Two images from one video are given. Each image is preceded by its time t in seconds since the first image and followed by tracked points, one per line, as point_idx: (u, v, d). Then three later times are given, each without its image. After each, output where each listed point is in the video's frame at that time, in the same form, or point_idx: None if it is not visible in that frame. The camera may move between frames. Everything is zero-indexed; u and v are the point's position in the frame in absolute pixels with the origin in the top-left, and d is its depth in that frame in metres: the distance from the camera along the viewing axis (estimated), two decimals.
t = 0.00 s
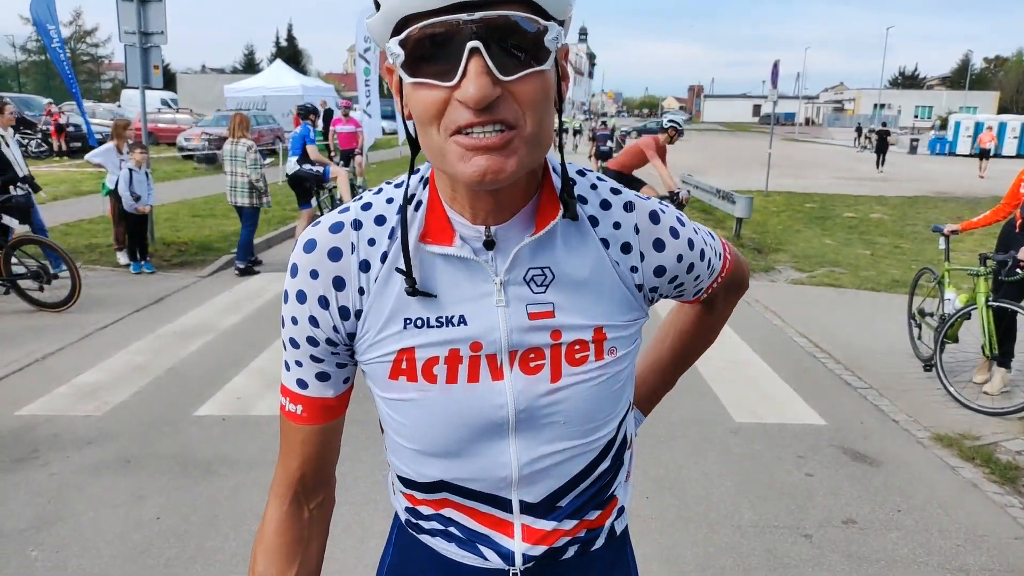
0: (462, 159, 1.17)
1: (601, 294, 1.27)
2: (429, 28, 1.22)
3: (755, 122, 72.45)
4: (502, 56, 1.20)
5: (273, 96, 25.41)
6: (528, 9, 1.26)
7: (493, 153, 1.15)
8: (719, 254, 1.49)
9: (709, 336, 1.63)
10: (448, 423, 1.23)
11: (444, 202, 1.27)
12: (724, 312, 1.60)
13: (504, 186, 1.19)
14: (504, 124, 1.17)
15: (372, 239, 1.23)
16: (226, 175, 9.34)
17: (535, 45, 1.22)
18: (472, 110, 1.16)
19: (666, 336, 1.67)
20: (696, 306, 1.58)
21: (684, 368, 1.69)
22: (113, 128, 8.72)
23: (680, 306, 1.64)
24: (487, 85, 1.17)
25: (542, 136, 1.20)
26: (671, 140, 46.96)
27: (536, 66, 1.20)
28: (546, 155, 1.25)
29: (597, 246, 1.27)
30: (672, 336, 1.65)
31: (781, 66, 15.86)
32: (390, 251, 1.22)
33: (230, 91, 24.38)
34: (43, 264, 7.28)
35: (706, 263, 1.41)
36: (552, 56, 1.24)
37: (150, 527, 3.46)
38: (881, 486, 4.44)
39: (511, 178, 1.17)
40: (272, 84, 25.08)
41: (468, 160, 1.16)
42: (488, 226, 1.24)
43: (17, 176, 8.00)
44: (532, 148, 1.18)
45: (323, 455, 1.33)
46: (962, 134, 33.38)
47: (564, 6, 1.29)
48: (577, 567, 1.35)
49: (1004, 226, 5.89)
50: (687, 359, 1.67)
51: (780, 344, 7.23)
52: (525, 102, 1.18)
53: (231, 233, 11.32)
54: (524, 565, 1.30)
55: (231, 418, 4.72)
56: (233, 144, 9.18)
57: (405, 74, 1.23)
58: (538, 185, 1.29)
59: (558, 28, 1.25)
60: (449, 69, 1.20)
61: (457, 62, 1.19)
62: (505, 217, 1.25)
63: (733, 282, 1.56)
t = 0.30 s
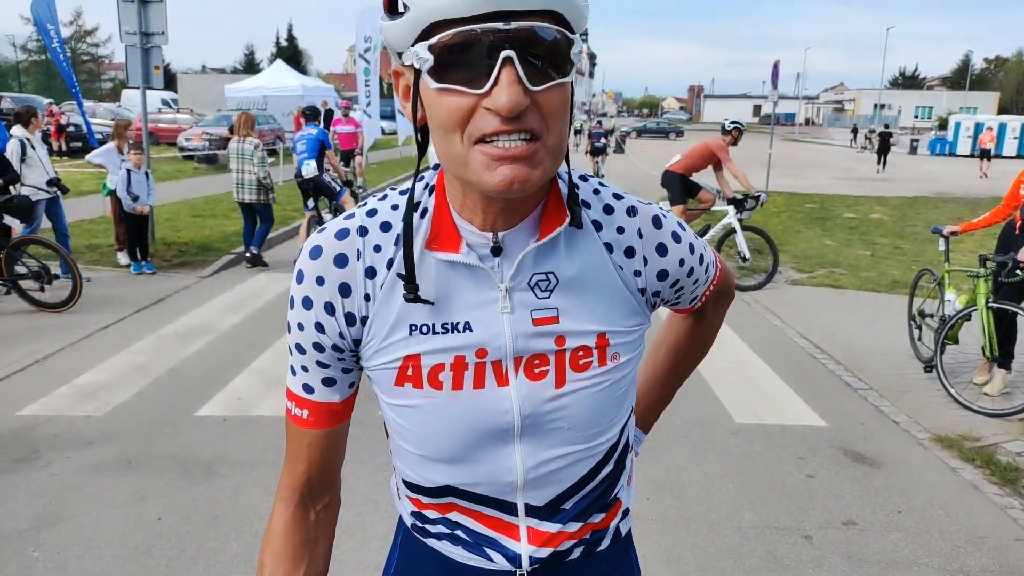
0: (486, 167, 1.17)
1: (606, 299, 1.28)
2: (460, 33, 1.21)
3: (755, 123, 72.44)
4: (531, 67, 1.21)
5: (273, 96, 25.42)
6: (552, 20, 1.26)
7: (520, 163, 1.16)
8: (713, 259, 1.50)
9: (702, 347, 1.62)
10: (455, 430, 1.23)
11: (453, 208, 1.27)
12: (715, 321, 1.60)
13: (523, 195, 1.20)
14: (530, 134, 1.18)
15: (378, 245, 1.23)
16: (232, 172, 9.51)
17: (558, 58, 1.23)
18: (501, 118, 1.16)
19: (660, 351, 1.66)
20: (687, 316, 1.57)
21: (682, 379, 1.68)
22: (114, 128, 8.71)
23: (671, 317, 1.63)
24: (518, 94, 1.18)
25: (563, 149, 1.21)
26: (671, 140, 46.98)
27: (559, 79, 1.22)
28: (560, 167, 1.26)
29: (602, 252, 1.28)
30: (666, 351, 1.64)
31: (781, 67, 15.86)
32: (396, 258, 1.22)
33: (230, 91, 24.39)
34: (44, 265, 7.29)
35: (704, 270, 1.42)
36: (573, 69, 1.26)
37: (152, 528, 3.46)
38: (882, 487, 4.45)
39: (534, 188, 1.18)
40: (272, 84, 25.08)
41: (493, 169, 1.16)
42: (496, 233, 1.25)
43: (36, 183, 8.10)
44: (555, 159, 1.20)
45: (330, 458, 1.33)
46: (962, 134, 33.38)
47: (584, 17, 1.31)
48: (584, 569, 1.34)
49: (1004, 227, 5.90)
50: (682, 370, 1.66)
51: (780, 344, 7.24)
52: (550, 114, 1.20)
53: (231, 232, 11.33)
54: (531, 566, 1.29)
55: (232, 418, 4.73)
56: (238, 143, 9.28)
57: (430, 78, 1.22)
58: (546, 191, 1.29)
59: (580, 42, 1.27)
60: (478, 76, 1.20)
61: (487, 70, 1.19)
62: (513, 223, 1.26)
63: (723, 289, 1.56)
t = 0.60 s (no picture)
0: (532, 162, 1.16)
1: (627, 302, 1.29)
2: (522, 26, 1.20)
3: (755, 123, 72.47)
4: (586, 67, 1.21)
5: (273, 96, 25.43)
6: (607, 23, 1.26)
7: (566, 161, 1.16)
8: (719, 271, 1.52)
9: (695, 359, 1.63)
10: (471, 426, 1.22)
11: (483, 204, 1.26)
12: (710, 334, 1.60)
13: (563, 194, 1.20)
14: (579, 133, 1.18)
15: (404, 240, 1.21)
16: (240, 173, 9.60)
17: (610, 62, 1.24)
18: (555, 114, 1.16)
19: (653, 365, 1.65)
20: (683, 327, 1.58)
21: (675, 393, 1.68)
22: (114, 129, 8.66)
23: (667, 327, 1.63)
24: (574, 92, 1.17)
25: (604, 152, 1.22)
26: (671, 140, 46.98)
27: (608, 82, 1.22)
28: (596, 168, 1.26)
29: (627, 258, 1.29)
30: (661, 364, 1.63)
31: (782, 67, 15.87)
32: (423, 254, 1.20)
33: (230, 91, 24.40)
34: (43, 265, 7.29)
35: (713, 283, 1.44)
36: (621, 75, 1.26)
37: (152, 529, 3.46)
38: (882, 488, 4.44)
39: (576, 188, 1.18)
40: (272, 84, 25.09)
41: (538, 165, 1.16)
42: (527, 234, 1.24)
43: (53, 181, 8.16)
44: (596, 160, 1.20)
45: (341, 455, 1.30)
46: (962, 134, 33.40)
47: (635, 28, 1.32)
48: (581, 568, 1.34)
49: (1003, 228, 5.90)
50: (678, 381, 1.66)
51: (781, 345, 7.24)
52: (599, 116, 1.20)
53: (232, 233, 11.34)
54: (531, 563, 1.29)
55: (233, 419, 4.73)
56: (249, 143, 9.43)
57: (485, 67, 1.20)
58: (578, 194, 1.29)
59: (632, 50, 1.29)
60: (534, 69, 1.18)
61: (545, 65, 1.19)
62: (544, 226, 1.25)
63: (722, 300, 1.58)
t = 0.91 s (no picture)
0: (562, 166, 1.15)
1: (632, 307, 1.28)
2: (569, 30, 1.19)
3: (755, 123, 72.48)
4: (626, 77, 1.21)
5: (273, 97, 25.45)
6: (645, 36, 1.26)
7: (596, 169, 1.15)
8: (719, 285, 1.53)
9: (687, 375, 1.64)
10: (476, 427, 1.21)
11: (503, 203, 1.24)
12: (703, 349, 1.61)
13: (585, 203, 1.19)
14: (610, 143, 1.17)
15: (416, 239, 1.19)
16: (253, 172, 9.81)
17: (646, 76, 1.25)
18: (591, 123, 1.16)
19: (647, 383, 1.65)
20: (677, 342, 1.59)
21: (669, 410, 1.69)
22: (114, 129, 8.63)
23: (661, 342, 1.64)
24: (613, 102, 1.17)
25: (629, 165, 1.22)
26: (671, 140, 46.99)
27: (643, 97, 1.23)
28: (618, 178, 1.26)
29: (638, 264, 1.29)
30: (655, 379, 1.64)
31: (781, 67, 15.88)
32: (435, 254, 1.18)
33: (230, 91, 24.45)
34: (43, 266, 7.29)
35: (715, 294, 1.45)
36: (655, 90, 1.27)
37: (152, 529, 3.46)
38: (883, 488, 4.45)
39: (600, 198, 1.18)
40: (272, 85, 25.10)
41: (568, 170, 1.15)
42: (543, 238, 1.23)
43: (67, 183, 8.01)
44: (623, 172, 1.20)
45: (343, 453, 1.29)
46: (961, 134, 33.42)
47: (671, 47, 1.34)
48: (577, 566, 1.35)
49: (1003, 228, 5.90)
50: (672, 397, 1.67)
51: (780, 344, 7.25)
52: (631, 128, 1.21)
53: (231, 233, 11.34)
54: (528, 563, 1.29)
55: (233, 419, 4.73)
56: (263, 144, 9.60)
57: (527, 65, 1.19)
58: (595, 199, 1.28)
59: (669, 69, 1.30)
60: (576, 75, 1.18)
61: (587, 71, 1.18)
62: (561, 231, 1.24)
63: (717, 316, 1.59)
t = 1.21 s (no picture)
0: (547, 169, 1.16)
1: (638, 307, 1.27)
2: (544, 34, 1.20)
3: (755, 123, 72.45)
4: (605, 76, 1.20)
5: (273, 96, 25.45)
6: (630, 32, 1.25)
7: (580, 168, 1.15)
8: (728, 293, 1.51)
9: (702, 393, 1.63)
10: (480, 426, 1.21)
11: (504, 206, 1.25)
12: (713, 368, 1.61)
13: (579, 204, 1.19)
14: (595, 142, 1.17)
15: (422, 235, 1.19)
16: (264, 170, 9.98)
17: (632, 70, 1.23)
18: (570, 123, 1.15)
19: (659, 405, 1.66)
20: (688, 359, 1.59)
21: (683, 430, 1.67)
22: (114, 129, 8.61)
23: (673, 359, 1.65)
24: (590, 101, 1.16)
25: (623, 161, 1.21)
26: (671, 139, 46.97)
27: (630, 90, 1.21)
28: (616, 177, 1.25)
29: (645, 261, 1.29)
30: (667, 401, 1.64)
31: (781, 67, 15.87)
32: (441, 251, 1.19)
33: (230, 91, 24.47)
34: (43, 265, 7.28)
35: (725, 295, 1.42)
36: (646, 82, 1.24)
37: (152, 529, 3.45)
38: (883, 488, 4.44)
39: (591, 196, 1.17)
40: (272, 84, 25.10)
41: (553, 172, 1.15)
42: (546, 236, 1.23)
43: (83, 185, 7.99)
44: (614, 168, 1.19)
45: (350, 450, 1.28)
46: (961, 134, 33.40)
47: (662, 32, 1.30)
48: (582, 564, 1.35)
49: (1004, 228, 5.90)
50: (685, 419, 1.66)
51: (781, 344, 7.25)
52: (617, 124, 1.19)
53: (232, 233, 11.35)
54: (533, 562, 1.29)
55: (233, 419, 4.73)
56: (273, 141, 9.79)
57: (505, 76, 1.20)
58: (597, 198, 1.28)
59: (656, 59, 1.27)
60: (553, 79, 1.18)
61: (563, 74, 1.18)
62: (564, 229, 1.24)
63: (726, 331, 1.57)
